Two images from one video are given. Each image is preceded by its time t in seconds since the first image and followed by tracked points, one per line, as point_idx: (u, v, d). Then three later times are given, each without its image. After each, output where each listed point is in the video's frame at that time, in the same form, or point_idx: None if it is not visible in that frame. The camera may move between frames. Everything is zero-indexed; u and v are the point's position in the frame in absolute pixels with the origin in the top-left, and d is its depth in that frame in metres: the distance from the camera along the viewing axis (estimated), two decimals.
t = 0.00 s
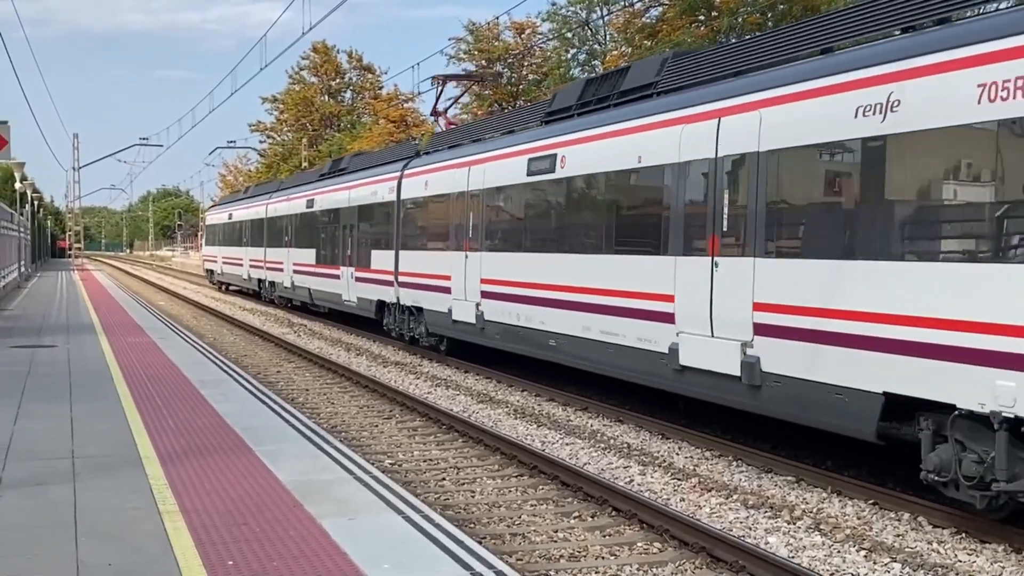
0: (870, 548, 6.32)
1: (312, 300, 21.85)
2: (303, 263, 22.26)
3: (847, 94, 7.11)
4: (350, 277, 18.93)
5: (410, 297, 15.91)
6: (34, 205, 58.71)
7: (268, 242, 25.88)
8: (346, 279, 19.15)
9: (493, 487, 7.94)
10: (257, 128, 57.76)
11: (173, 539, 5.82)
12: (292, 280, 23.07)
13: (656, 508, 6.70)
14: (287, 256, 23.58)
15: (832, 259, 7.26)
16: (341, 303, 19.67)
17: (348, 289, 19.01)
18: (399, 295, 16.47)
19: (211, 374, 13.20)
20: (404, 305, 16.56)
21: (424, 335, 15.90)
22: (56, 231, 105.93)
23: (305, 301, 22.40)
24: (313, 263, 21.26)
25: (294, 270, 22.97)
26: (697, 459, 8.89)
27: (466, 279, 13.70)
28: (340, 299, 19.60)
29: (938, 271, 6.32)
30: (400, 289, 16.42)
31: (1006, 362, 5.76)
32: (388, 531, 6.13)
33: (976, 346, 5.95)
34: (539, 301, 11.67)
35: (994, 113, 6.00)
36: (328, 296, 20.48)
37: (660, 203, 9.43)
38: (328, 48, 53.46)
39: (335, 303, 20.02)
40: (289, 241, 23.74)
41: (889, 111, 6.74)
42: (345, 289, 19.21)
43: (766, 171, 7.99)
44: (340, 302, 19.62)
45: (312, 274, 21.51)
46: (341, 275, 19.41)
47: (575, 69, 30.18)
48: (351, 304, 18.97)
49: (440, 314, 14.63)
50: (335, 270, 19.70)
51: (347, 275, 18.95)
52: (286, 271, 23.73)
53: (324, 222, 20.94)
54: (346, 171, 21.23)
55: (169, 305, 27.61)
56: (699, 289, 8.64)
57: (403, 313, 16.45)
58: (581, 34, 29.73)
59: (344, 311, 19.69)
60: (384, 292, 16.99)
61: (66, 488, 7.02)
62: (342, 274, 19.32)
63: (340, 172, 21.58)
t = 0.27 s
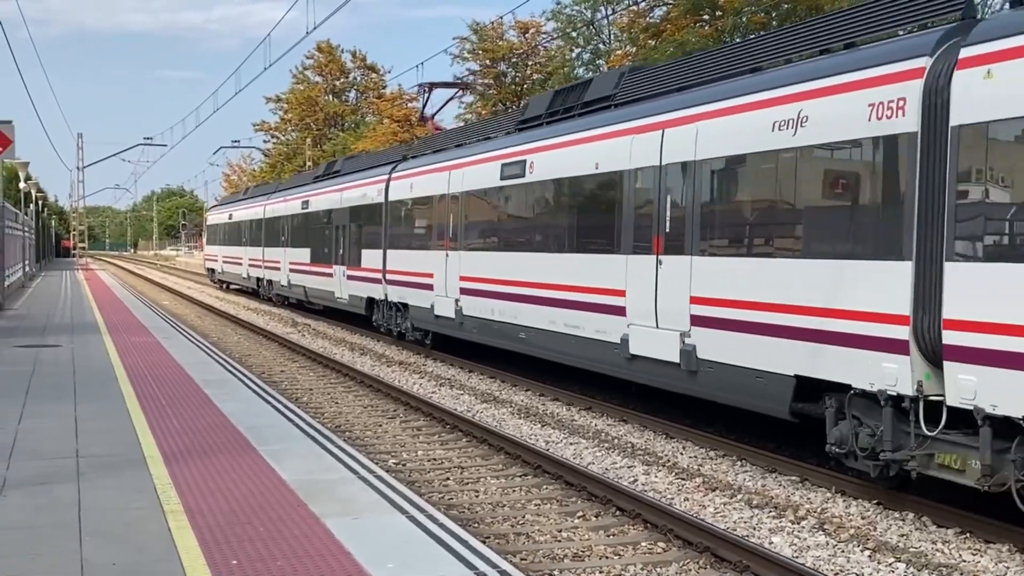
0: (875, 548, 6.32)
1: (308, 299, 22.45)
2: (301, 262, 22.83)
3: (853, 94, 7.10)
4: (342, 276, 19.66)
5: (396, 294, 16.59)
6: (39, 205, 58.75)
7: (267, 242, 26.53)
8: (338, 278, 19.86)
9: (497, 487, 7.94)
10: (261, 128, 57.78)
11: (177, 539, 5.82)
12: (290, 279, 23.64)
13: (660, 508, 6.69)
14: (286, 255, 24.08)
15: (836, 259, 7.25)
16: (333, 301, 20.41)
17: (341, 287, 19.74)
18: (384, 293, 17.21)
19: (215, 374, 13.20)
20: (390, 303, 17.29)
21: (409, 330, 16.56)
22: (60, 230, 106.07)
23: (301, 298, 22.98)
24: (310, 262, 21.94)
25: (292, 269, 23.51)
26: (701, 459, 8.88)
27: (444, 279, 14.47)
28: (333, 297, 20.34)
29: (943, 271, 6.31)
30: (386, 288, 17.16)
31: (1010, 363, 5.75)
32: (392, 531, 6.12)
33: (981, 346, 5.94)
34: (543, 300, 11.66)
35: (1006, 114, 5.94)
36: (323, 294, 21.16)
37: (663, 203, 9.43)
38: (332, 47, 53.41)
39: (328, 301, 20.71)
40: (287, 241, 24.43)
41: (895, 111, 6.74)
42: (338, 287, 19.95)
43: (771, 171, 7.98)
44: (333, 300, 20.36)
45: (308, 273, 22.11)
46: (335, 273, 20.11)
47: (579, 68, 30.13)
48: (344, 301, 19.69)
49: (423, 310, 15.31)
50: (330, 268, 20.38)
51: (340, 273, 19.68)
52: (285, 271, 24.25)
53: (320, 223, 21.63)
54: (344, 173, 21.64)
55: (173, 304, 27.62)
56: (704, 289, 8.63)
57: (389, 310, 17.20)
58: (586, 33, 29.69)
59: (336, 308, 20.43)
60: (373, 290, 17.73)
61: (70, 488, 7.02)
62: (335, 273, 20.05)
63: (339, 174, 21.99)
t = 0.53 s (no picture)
0: (878, 548, 6.31)
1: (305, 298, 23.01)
2: (297, 262, 23.31)
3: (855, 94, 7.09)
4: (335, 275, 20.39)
5: (384, 290, 17.41)
6: (43, 206, 58.83)
7: (263, 241, 27.11)
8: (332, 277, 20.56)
9: (501, 487, 7.94)
10: (265, 128, 57.83)
11: (181, 539, 5.82)
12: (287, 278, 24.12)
13: (664, 508, 6.69)
14: (283, 255, 24.49)
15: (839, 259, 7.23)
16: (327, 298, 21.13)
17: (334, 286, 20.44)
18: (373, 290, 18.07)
19: (219, 374, 13.21)
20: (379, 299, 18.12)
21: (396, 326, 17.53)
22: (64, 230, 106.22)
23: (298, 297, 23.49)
24: (304, 261, 22.59)
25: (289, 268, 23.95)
26: (705, 459, 8.88)
27: (427, 277, 15.35)
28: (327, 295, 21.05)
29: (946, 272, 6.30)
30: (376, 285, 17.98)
31: (1013, 363, 5.74)
32: (396, 531, 6.12)
33: (985, 347, 5.92)
34: (547, 300, 11.66)
35: (1008, 114, 5.93)
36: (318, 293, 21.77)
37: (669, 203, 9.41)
38: (336, 48, 53.45)
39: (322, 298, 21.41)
40: (282, 241, 25.08)
41: (898, 111, 6.72)
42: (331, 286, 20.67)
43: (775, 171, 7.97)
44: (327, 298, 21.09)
45: (304, 272, 22.63)
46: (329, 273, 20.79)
47: (583, 68, 30.09)
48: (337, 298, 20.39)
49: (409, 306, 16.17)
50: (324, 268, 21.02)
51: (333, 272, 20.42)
52: (282, 270, 24.70)
53: (315, 223, 22.21)
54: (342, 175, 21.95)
55: (176, 304, 27.64)
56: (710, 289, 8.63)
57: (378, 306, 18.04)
58: (590, 33, 29.67)
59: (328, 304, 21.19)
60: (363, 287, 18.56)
61: (75, 487, 7.02)
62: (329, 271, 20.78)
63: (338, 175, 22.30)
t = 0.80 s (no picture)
0: (883, 549, 6.31)
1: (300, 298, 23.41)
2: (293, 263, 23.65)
3: (858, 94, 7.07)
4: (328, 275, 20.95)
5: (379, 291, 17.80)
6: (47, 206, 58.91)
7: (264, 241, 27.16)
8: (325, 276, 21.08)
9: (504, 487, 7.93)
10: (268, 128, 57.88)
11: (185, 539, 5.82)
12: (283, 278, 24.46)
13: (667, 509, 6.69)
14: (280, 255, 24.77)
15: (842, 260, 7.22)
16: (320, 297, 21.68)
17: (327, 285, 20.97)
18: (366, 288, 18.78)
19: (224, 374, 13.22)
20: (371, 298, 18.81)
21: (384, 322, 18.38)
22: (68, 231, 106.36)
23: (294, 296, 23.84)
24: (299, 262, 23.01)
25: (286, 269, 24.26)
26: (709, 460, 8.87)
27: (410, 275, 16.16)
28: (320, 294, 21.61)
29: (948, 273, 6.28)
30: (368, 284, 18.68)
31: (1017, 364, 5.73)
32: (400, 531, 6.13)
33: (989, 347, 5.91)
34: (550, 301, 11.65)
35: (1011, 115, 5.92)
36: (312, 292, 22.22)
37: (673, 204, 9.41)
38: (340, 48, 53.50)
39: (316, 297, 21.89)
40: (281, 242, 25.20)
41: (900, 111, 6.71)
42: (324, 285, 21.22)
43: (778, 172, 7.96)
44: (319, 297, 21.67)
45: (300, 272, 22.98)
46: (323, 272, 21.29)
47: (587, 69, 30.03)
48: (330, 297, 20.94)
49: (396, 303, 16.89)
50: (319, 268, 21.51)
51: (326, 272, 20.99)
52: (279, 270, 25.00)
53: (313, 224, 22.33)
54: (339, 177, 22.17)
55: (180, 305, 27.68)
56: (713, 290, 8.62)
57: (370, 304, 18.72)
58: (594, 33, 29.65)
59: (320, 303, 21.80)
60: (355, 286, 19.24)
61: (79, 487, 7.03)
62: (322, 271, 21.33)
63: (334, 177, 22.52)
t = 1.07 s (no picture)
0: (885, 550, 6.31)
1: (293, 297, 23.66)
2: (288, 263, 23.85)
3: (863, 95, 7.08)
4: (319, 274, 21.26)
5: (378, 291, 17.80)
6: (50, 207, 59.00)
7: (261, 242, 27.19)
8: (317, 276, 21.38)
9: (507, 488, 7.94)
10: (271, 129, 57.93)
11: (189, 539, 5.83)
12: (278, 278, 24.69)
13: (670, 510, 6.69)
14: (276, 256, 24.97)
15: (845, 261, 7.22)
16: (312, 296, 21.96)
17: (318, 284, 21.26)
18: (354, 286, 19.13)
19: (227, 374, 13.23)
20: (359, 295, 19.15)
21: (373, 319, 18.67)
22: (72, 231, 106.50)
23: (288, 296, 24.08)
24: (294, 262, 23.11)
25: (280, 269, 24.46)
26: (712, 461, 8.87)
27: (397, 275, 16.74)
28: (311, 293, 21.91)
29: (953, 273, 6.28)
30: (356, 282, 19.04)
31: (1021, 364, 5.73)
32: (403, 531, 6.13)
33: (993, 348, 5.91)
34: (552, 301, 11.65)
35: (1016, 116, 5.92)
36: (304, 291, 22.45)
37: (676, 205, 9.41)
38: (342, 49, 53.54)
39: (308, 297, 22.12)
40: (278, 243, 25.25)
41: (905, 112, 6.71)
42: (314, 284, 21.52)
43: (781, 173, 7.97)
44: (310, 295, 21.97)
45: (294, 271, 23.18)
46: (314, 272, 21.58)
47: (590, 70, 29.96)
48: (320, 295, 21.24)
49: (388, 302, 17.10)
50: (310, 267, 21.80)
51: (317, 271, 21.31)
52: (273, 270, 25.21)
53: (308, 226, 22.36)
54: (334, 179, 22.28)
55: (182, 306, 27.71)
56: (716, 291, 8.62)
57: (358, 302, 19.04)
58: (596, 34, 29.63)
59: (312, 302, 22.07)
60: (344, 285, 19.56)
61: (82, 488, 7.04)
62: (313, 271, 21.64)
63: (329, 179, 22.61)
